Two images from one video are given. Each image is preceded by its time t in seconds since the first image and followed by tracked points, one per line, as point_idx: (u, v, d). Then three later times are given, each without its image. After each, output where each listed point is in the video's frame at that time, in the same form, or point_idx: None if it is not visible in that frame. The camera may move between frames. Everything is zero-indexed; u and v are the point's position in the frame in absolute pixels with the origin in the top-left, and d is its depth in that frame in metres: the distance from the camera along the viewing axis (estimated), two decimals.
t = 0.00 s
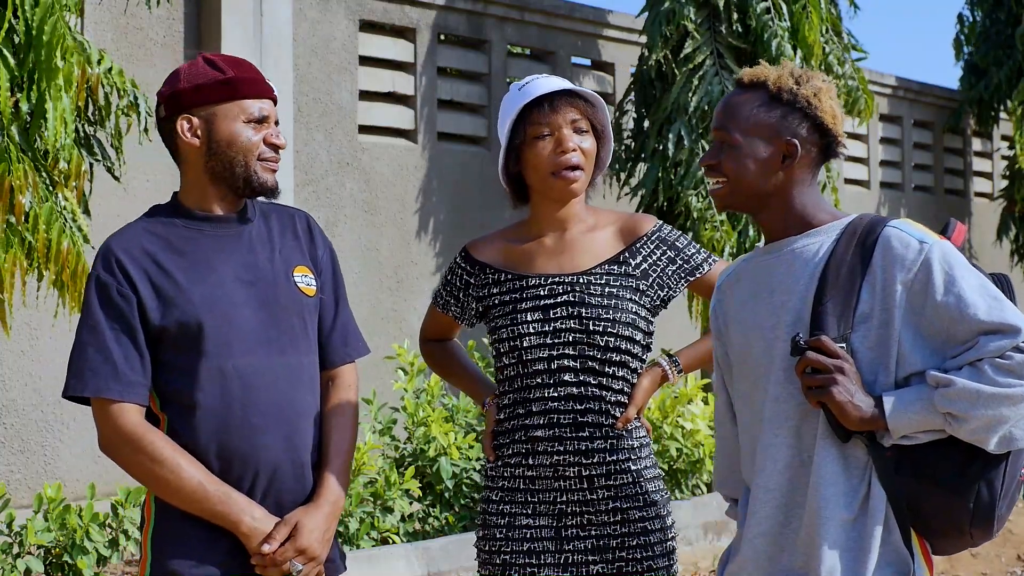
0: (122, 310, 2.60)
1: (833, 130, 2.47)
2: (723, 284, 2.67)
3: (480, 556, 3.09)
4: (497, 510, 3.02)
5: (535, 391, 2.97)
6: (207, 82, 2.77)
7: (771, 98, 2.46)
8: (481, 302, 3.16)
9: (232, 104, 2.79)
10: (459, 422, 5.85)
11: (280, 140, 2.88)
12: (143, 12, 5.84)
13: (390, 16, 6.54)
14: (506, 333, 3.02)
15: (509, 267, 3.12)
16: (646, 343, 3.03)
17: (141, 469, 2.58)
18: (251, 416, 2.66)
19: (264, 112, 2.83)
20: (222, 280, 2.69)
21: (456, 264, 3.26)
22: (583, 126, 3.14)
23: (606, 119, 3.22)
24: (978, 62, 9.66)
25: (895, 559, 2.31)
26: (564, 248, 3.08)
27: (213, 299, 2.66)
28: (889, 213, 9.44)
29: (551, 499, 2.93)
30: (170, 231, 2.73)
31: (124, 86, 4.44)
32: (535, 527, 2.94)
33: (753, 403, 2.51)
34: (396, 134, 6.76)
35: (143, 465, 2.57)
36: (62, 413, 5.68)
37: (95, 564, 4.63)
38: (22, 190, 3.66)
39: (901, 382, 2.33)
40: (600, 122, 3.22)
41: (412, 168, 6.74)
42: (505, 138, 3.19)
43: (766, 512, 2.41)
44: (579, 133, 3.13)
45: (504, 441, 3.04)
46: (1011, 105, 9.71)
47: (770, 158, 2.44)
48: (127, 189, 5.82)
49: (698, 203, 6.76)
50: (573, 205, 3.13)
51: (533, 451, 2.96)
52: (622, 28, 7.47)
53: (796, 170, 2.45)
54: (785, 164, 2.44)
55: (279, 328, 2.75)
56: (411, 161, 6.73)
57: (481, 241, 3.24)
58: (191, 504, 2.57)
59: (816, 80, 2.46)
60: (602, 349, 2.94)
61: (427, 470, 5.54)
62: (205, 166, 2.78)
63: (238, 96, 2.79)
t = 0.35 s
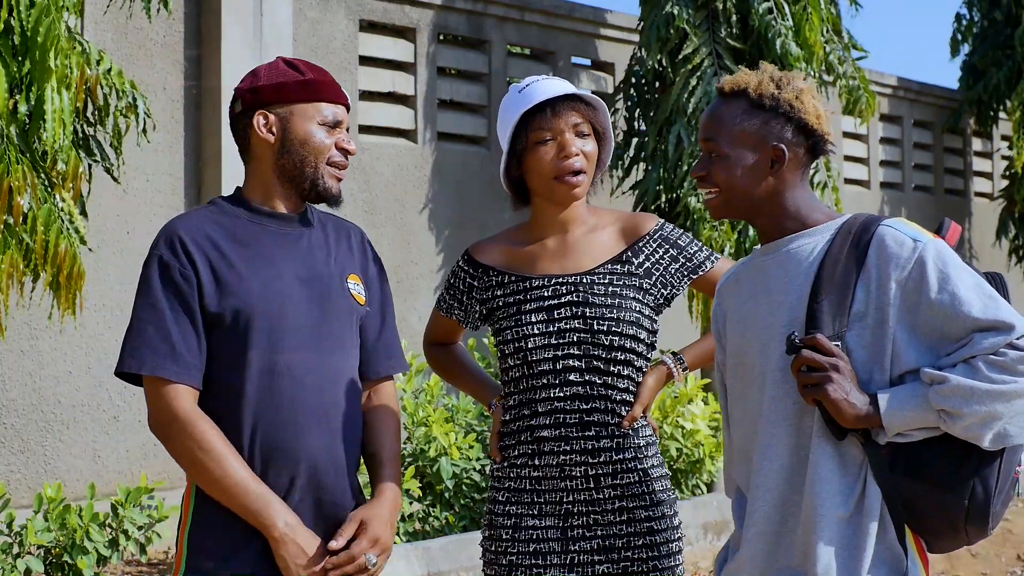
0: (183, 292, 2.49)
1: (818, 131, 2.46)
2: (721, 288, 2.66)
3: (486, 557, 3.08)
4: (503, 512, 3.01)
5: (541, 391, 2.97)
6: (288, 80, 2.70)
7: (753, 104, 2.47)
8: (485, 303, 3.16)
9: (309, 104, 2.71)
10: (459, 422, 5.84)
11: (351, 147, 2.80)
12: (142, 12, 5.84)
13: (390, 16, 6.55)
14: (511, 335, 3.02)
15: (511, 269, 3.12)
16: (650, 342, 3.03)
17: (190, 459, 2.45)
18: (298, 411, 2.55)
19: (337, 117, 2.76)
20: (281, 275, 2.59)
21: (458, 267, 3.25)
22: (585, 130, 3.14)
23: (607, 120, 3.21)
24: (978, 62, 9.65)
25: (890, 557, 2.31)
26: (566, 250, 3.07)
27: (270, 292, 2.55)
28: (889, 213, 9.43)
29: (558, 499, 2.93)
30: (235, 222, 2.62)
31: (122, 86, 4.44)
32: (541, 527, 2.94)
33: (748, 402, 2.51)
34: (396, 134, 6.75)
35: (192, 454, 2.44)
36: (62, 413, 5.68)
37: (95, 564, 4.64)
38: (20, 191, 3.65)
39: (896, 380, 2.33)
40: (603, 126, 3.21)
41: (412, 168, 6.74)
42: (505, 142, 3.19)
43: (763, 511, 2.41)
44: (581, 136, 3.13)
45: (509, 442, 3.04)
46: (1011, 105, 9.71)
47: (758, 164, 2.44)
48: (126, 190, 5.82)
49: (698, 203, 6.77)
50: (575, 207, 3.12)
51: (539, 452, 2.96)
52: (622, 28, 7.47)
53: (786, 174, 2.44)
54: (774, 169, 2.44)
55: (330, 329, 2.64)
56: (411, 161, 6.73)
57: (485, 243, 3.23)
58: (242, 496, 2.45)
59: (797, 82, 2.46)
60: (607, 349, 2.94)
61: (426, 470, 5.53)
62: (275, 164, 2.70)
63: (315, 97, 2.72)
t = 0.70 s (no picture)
0: (199, 291, 2.49)
1: (805, 132, 2.44)
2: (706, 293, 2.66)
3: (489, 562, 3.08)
4: (506, 517, 3.01)
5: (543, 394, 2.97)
6: (332, 86, 2.70)
7: (739, 108, 2.46)
8: (488, 306, 3.15)
9: (349, 111, 2.71)
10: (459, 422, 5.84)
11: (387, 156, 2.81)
12: (142, 12, 5.84)
13: (390, 16, 6.56)
14: (514, 337, 3.03)
15: (515, 271, 3.11)
16: (654, 343, 3.04)
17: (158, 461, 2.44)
18: (313, 412, 2.53)
19: (376, 125, 2.75)
20: (300, 274, 2.58)
21: (463, 271, 3.24)
22: (581, 130, 3.14)
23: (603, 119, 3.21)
24: (977, 62, 9.65)
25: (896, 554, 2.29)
26: (571, 251, 3.08)
27: (290, 291, 2.55)
28: (889, 213, 9.43)
29: (561, 503, 2.92)
30: (260, 220, 2.63)
31: (123, 84, 4.42)
32: (545, 531, 2.93)
33: (747, 403, 2.48)
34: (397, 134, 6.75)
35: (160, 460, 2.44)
36: (62, 413, 5.68)
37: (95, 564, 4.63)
38: (18, 192, 3.65)
39: (899, 378, 2.33)
40: (599, 125, 3.21)
41: (412, 168, 6.73)
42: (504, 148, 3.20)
43: (768, 513, 2.38)
44: (578, 138, 3.13)
45: (513, 445, 3.04)
46: (1011, 105, 9.71)
47: (746, 169, 2.44)
48: (125, 189, 5.82)
49: (687, 204, 6.82)
50: (577, 208, 3.12)
51: (542, 455, 2.96)
52: (621, 28, 7.47)
53: (775, 176, 2.44)
54: (763, 172, 2.43)
55: (349, 332, 2.62)
56: (412, 160, 6.73)
57: (489, 246, 3.23)
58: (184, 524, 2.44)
59: (781, 84, 2.45)
60: (610, 350, 2.95)
61: (427, 470, 5.53)
62: (308, 167, 2.70)
63: (356, 104, 2.72)
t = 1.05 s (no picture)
0: (186, 296, 2.50)
1: (794, 134, 2.44)
2: (692, 295, 2.62)
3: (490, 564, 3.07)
4: (507, 520, 3.00)
5: (543, 395, 2.98)
6: (327, 85, 2.69)
7: (729, 110, 2.45)
8: (489, 306, 3.15)
9: (344, 110, 2.70)
10: (459, 422, 5.83)
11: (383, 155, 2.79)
12: (143, 12, 5.84)
13: (390, 16, 6.56)
14: (514, 338, 3.04)
15: (517, 271, 3.12)
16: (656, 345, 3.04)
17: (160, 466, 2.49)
18: (313, 413, 2.53)
19: (373, 124, 2.74)
20: (293, 274, 2.58)
21: (464, 267, 3.25)
22: (587, 129, 3.13)
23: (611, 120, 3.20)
24: (977, 62, 9.65)
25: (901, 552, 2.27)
26: (573, 251, 3.08)
27: (284, 292, 2.55)
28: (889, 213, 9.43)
29: (561, 504, 2.92)
30: (253, 220, 2.64)
31: (120, 83, 4.43)
32: (546, 533, 2.92)
33: (744, 404, 2.42)
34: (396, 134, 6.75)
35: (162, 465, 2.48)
36: (62, 413, 5.68)
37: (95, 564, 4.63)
38: (16, 189, 3.66)
39: (899, 377, 2.32)
40: (607, 126, 3.20)
41: (412, 168, 6.73)
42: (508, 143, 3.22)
43: (774, 514, 2.33)
44: (584, 138, 3.13)
45: (514, 447, 3.05)
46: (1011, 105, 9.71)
47: (734, 170, 2.43)
48: (124, 189, 5.81)
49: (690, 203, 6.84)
50: (581, 208, 3.12)
51: (542, 457, 2.96)
52: (622, 28, 7.46)
53: (764, 177, 2.43)
54: (751, 174, 2.43)
55: (345, 329, 2.61)
56: (411, 160, 6.72)
57: (491, 243, 3.24)
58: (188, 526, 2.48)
59: (772, 87, 2.44)
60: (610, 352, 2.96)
61: (427, 470, 5.53)
62: (303, 168, 2.71)
63: (351, 103, 2.71)
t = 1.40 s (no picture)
0: (184, 293, 2.50)
1: (796, 136, 2.44)
2: (686, 296, 2.64)
3: (491, 563, 3.07)
4: (509, 519, 3.00)
5: (546, 396, 2.97)
6: (325, 82, 2.69)
7: (733, 109, 2.45)
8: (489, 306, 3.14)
9: (342, 108, 2.71)
10: (459, 422, 5.83)
11: (381, 155, 2.79)
12: (143, 12, 5.84)
13: (390, 16, 6.56)
14: (515, 339, 3.01)
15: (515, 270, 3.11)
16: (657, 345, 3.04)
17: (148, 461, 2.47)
18: (310, 413, 2.53)
19: (370, 123, 2.75)
20: (288, 272, 2.58)
21: (464, 267, 3.27)
22: (576, 134, 3.09)
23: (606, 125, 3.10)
24: (977, 62, 9.65)
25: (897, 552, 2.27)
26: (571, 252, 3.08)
27: (278, 292, 2.55)
28: (889, 213, 9.43)
29: (564, 504, 2.91)
30: (246, 218, 2.64)
31: (116, 84, 4.43)
32: (548, 533, 2.92)
33: (741, 405, 2.42)
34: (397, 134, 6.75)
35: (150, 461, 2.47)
36: (62, 413, 5.68)
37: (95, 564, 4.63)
38: (13, 188, 3.66)
39: (895, 378, 2.32)
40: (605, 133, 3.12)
41: (412, 168, 6.73)
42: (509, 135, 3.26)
43: (772, 513, 2.33)
44: (571, 140, 3.09)
45: (516, 447, 3.04)
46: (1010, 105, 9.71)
47: (737, 169, 2.42)
48: (123, 189, 5.81)
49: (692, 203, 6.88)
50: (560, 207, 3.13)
51: (545, 457, 2.95)
52: (622, 28, 7.46)
53: (765, 179, 2.43)
54: (753, 174, 2.43)
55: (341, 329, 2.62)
56: (411, 160, 6.73)
57: (492, 241, 3.26)
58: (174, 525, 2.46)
59: (777, 86, 2.45)
60: (614, 353, 2.95)
61: (427, 470, 5.53)
62: (301, 165, 2.70)
63: (350, 101, 2.71)
